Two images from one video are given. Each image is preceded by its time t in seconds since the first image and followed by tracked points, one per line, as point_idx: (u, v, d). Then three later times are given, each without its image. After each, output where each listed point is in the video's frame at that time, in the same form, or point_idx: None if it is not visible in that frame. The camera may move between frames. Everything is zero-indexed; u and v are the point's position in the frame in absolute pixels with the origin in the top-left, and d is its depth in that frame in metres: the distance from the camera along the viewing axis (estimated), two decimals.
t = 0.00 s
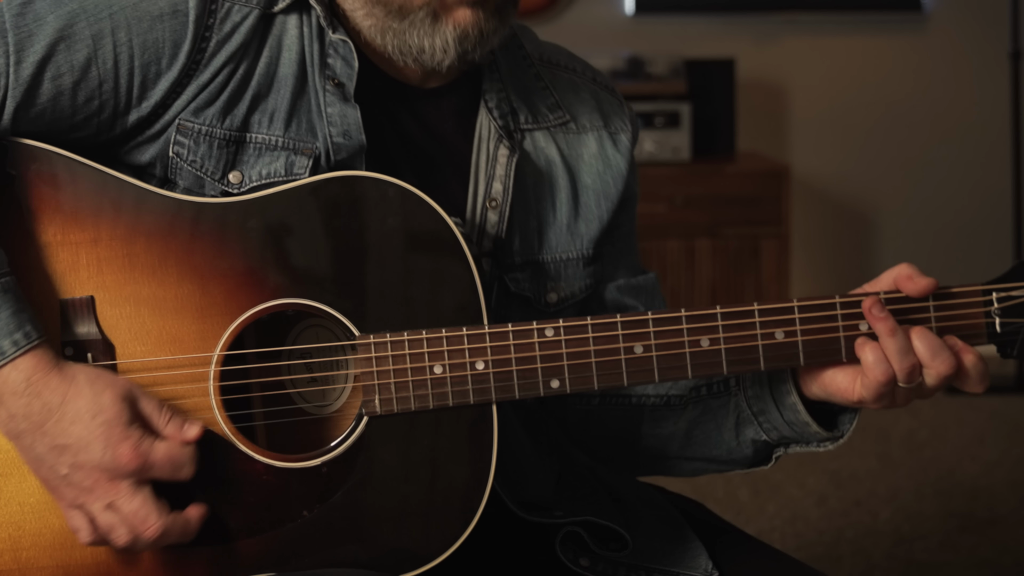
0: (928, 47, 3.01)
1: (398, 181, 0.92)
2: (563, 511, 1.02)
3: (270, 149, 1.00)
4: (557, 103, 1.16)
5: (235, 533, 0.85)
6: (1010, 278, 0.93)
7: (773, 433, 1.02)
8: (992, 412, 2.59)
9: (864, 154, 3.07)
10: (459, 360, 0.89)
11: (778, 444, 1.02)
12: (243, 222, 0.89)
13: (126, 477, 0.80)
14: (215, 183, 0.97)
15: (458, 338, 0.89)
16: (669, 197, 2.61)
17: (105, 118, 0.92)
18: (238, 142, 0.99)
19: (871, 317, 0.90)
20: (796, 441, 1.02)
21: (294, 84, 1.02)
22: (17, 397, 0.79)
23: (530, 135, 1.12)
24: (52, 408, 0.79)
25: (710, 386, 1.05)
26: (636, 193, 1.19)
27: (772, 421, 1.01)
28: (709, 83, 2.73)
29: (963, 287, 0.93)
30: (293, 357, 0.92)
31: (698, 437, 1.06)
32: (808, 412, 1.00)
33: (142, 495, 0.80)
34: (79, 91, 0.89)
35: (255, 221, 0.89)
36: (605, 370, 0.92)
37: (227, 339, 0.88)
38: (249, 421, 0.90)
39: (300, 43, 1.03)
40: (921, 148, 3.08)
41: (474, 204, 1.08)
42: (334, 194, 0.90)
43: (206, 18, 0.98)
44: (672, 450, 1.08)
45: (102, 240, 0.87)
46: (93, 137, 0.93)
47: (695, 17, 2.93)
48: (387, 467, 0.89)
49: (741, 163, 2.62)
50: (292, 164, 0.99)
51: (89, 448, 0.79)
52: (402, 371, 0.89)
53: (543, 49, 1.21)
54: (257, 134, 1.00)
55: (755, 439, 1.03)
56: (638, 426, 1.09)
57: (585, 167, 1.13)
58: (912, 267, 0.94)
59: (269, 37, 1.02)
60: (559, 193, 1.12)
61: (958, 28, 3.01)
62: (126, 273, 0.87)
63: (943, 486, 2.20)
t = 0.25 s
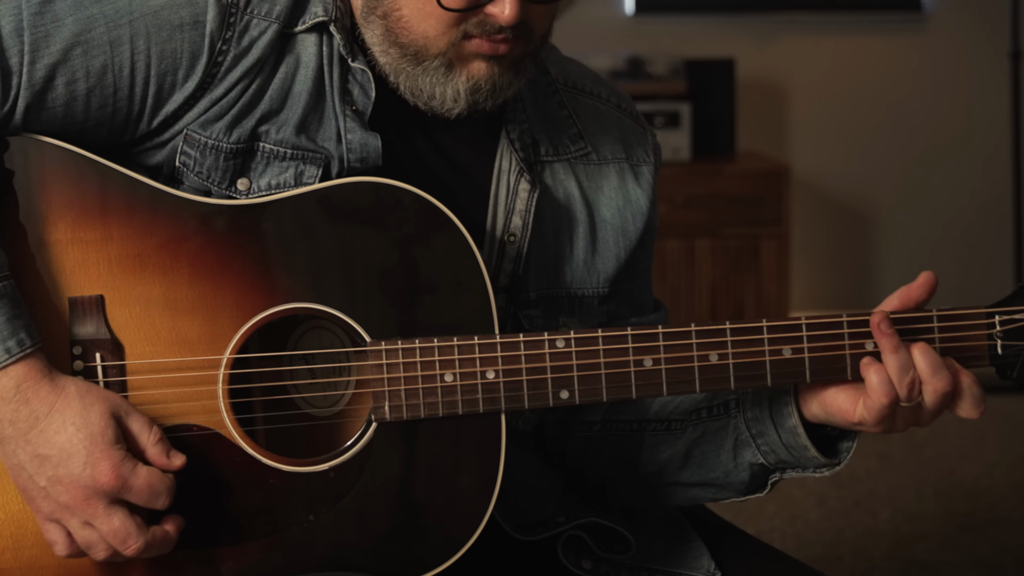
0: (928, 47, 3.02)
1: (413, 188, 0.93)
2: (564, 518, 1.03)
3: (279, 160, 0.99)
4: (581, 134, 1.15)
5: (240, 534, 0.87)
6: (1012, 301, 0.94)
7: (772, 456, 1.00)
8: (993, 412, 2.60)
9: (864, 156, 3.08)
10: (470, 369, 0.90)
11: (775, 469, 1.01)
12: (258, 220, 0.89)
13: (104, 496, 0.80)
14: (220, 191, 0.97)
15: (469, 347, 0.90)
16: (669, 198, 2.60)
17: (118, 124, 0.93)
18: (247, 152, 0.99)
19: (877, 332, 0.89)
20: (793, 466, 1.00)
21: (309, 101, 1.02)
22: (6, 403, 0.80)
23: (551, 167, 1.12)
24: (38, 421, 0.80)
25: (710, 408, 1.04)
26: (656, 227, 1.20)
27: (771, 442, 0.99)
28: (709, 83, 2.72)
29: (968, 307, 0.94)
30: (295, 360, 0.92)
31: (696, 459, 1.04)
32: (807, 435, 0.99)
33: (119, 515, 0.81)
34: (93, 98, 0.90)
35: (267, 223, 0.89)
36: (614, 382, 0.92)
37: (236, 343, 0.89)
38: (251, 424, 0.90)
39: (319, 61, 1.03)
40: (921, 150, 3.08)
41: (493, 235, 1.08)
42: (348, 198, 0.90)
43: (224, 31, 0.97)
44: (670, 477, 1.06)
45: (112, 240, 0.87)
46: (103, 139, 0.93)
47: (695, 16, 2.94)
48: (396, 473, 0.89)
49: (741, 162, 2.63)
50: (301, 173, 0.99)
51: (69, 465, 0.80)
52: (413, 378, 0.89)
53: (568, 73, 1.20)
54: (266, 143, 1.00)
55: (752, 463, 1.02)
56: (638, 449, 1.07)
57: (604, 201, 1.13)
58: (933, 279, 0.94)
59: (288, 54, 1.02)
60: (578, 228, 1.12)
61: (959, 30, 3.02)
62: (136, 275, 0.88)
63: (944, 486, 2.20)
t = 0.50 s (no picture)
0: (928, 47, 3.02)
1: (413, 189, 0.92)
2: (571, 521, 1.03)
3: (276, 161, 0.99)
4: (587, 129, 1.15)
5: (245, 538, 0.87)
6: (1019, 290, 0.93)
7: (779, 447, 1.00)
8: (993, 412, 2.60)
9: (864, 155, 3.07)
10: (472, 369, 0.90)
11: (786, 459, 1.01)
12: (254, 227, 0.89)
13: (105, 508, 0.80)
14: (218, 194, 0.97)
15: (471, 348, 0.89)
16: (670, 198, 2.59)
17: (115, 131, 0.93)
18: (245, 154, 0.99)
19: (884, 324, 0.89)
20: (802, 456, 1.00)
21: (305, 101, 1.02)
22: (6, 413, 0.80)
23: (557, 164, 1.12)
24: (40, 432, 0.80)
25: (717, 402, 1.04)
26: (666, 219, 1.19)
27: (777, 434, 0.99)
28: (709, 83, 2.73)
29: (976, 297, 0.93)
30: (299, 365, 0.91)
31: (709, 453, 1.05)
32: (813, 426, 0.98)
33: (123, 524, 0.80)
34: (88, 106, 0.89)
35: (267, 227, 0.89)
36: (618, 380, 0.91)
37: (237, 348, 0.89)
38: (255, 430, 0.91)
39: (317, 59, 1.03)
40: (922, 150, 3.08)
41: (501, 235, 1.07)
42: (346, 200, 0.90)
43: (222, 36, 0.98)
44: (685, 470, 1.06)
45: (110, 247, 0.87)
46: (99, 147, 0.94)
47: (695, 16, 2.94)
48: (399, 475, 0.89)
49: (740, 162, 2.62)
50: (299, 174, 0.98)
51: (70, 479, 0.79)
52: (415, 380, 0.89)
53: (573, 65, 1.20)
54: (263, 145, 1.00)
55: (762, 454, 1.01)
56: (651, 445, 1.08)
57: (612, 196, 1.13)
58: (939, 269, 0.94)
59: (285, 53, 1.02)
60: (586, 225, 1.12)
61: (959, 29, 3.01)
62: (134, 282, 0.88)
63: (944, 486, 2.20)
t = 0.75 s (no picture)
0: (928, 47, 3.01)
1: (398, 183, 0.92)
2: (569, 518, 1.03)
3: (264, 158, 0.98)
4: (570, 113, 1.14)
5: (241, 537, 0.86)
6: (1007, 265, 0.92)
7: (773, 429, 0.99)
8: (993, 412, 2.59)
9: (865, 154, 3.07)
10: (462, 360, 0.88)
11: (779, 440, 1.00)
12: (242, 224, 0.89)
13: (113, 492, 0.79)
14: (207, 193, 0.96)
15: (461, 339, 0.88)
16: (669, 197, 2.60)
17: (100, 131, 0.92)
18: (232, 151, 0.98)
19: (872, 303, 0.89)
20: (795, 437, 0.99)
21: (290, 94, 1.01)
22: (8, 406, 0.80)
23: (541, 150, 1.11)
24: (44, 420, 0.80)
25: (710, 385, 1.03)
26: (654, 202, 1.18)
27: (769, 416, 0.99)
28: (709, 83, 2.71)
29: (963, 275, 0.92)
30: (292, 360, 0.90)
31: (703, 436, 1.04)
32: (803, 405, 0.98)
33: (134, 508, 0.80)
34: (72, 106, 0.89)
35: (249, 226, 0.89)
36: (608, 366, 0.91)
37: (229, 345, 0.88)
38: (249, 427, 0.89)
39: (298, 52, 1.02)
40: (920, 148, 3.08)
41: (486, 224, 1.07)
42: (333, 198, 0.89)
43: (202, 32, 0.97)
44: (680, 453, 1.06)
45: (100, 248, 0.87)
46: (87, 149, 0.93)
47: (695, 16, 2.93)
48: (392, 470, 0.88)
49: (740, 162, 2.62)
50: (287, 172, 0.98)
51: (76, 466, 0.78)
52: (405, 371, 0.88)
53: (555, 53, 1.19)
54: (250, 142, 0.99)
55: (756, 436, 1.01)
56: (644, 430, 1.07)
57: (598, 181, 1.12)
58: (927, 249, 0.92)
59: (266, 48, 1.02)
60: (572, 210, 1.11)
61: (959, 29, 3.01)
62: (124, 282, 0.87)
63: (944, 486, 2.19)
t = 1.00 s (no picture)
0: (928, 47, 3.01)
1: (389, 177, 0.92)
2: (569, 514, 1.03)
3: (254, 155, 0.99)
4: (547, 95, 1.15)
5: (240, 534, 0.86)
6: (993, 248, 0.92)
7: (761, 413, 1.00)
8: (993, 412, 2.59)
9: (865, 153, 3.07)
10: (456, 352, 0.89)
11: (768, 425, 1.01)
12: (234, 222, 0.89)
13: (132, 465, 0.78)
14: (199, 191, 0.96)
15: (455, 330, 0.89)
16: (669, 198, 2.60)
17: (90, 130, 0.92)
18: (222, 148, 0.98)
19: (858, 288, 0.89)
20: (784, 422, 1.00)
21: (276, 87, 1.02)
22: (22, 390, 0.79)
23: (521, 131, 1.12)
24: (57, 400, 0.79)
25: (699, 369, 1.03)
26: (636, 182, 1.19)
27: (759, 400, 1.00)
28: (709, 84, 2.71)
29: (948, 259, 0.92)
30: (286, 359, 0.91)
31: (693, 422, 1.04)
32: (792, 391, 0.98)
33: (155, 479, 0.79)
34: (62, 104, 0.89)
35: (243, 223, 0.89)
36: (600, 355, 0.91)
37: (224, 342, 0.88)
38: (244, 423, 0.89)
39: (278, 45, 1.03)
40: (920, 147, 3.07)
41: (470, 207, 1.07)
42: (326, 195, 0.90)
43: (185, 28, 0.97)
44: (671, 438, 1.06)
45: (92, 247, 0.87)
46: (78, 149, 0.93)
47: (695, 16, 2.93)
48: (389, 464, 0.88)
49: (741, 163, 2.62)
50: (277, 169, 0.99)
51: (93, 440, 0.78)
52: (400, 365, 0.88)
53: (530, 38, 1.20)
54: (240, 138, 0.99)
55: (745, 421, 1.01)
56: (635, 414, 1.07)
57: (578, 160, 1.13)
58: (910, 237, 0.92)
59: (249, 42, 1.02)
60: (554, 189, 1.11)
61: (958, 29, 3.00)
62: (117, 281, 0.87)
63: (944, 486, 2.19)
